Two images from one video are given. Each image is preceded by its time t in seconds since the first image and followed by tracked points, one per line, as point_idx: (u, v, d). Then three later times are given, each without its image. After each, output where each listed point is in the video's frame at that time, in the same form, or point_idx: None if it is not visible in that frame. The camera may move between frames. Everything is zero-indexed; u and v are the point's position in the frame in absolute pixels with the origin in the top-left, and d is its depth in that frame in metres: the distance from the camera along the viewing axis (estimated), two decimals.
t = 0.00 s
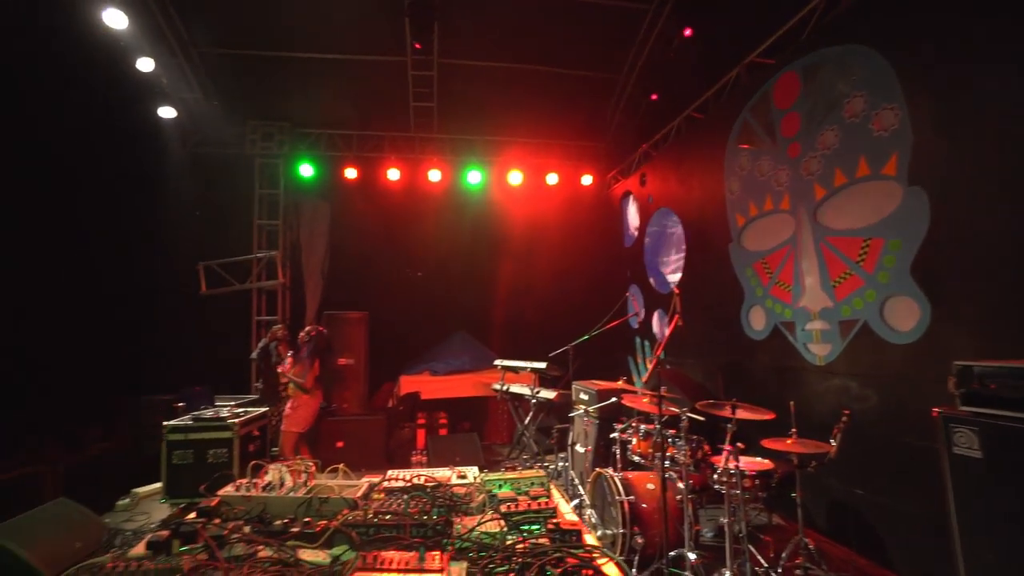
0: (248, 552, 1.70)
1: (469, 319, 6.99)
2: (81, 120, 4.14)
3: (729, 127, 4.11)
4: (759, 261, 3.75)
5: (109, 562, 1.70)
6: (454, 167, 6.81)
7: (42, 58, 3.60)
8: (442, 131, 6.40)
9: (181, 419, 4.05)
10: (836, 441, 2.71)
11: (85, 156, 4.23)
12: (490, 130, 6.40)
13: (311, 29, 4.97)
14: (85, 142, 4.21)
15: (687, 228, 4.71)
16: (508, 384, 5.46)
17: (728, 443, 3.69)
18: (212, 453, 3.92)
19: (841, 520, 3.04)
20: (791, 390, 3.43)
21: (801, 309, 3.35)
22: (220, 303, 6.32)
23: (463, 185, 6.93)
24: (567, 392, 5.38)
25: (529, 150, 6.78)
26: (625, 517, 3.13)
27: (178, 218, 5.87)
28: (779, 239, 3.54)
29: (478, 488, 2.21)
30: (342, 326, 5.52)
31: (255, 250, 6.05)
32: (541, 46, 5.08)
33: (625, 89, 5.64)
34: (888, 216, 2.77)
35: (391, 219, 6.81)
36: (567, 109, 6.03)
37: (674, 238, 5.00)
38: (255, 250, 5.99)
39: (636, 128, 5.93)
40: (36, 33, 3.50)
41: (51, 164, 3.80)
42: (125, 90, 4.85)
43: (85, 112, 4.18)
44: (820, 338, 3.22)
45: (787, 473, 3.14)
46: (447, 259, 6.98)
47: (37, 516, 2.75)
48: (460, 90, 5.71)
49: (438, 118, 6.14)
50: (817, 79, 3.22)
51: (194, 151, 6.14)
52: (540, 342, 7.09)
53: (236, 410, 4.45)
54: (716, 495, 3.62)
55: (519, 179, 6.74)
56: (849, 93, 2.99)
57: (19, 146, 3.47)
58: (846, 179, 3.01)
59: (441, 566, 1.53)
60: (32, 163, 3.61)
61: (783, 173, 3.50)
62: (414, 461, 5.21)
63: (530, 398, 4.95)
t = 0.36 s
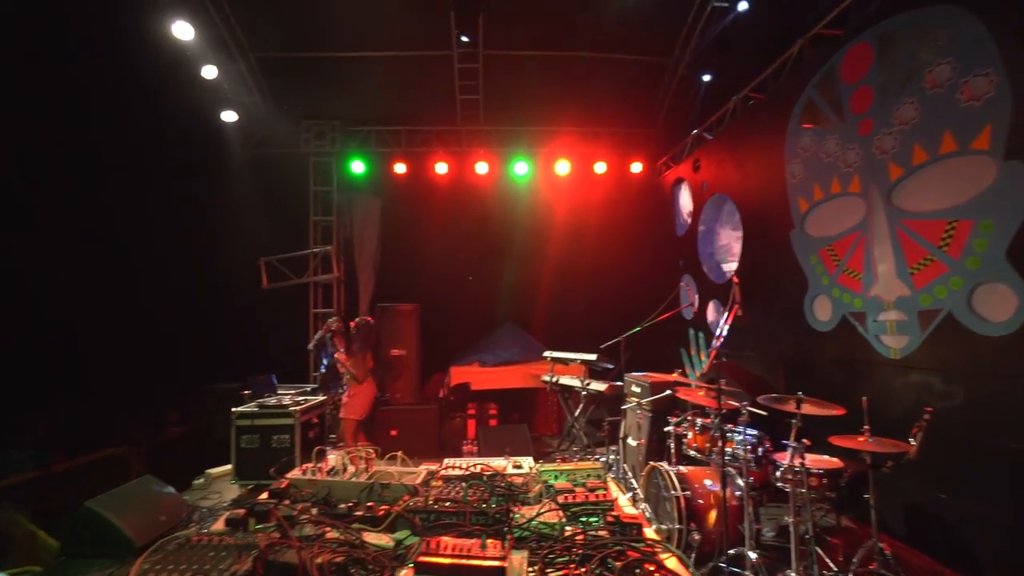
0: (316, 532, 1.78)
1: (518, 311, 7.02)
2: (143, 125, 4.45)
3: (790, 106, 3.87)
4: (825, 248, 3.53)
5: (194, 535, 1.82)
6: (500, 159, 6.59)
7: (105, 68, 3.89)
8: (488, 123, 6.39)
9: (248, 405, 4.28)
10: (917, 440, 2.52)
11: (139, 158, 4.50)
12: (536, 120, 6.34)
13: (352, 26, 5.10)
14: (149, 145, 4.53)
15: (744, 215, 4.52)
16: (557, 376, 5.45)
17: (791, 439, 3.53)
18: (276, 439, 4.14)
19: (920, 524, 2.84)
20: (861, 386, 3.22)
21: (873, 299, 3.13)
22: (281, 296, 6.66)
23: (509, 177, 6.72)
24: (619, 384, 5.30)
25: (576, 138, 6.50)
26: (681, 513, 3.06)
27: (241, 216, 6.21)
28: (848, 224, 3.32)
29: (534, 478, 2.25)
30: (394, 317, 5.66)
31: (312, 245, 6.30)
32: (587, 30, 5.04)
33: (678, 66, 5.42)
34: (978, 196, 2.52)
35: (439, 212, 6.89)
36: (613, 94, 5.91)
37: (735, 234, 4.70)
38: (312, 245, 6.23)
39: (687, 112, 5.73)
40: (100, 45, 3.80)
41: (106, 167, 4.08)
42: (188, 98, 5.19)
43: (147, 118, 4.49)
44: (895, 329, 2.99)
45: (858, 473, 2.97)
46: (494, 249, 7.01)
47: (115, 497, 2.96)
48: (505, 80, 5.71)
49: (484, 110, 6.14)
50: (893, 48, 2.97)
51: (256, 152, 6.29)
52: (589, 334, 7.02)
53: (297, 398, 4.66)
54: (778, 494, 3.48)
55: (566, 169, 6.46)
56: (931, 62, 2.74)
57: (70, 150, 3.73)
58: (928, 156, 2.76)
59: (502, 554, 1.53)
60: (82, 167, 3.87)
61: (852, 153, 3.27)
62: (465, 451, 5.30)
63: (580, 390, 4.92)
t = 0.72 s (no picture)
0: (373, 518, 1.82)
1: (561, 304, 6.97)
2: (175, 125, 4.72)
3: (853, 84, 3.62)
4: (892, 236, 3.30)
5: (260, 518, 1.90)
6: (543, 150, 6.48)
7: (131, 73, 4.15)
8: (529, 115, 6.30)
9: (302, 396, 4.46)
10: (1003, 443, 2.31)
11: (174, 157, 4.73)
12: (578, 110, 6.23)
13: (390, 23, 5.19)
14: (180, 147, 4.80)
15: (800, 202, 4.30)
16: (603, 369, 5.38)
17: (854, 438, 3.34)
18: (328, 428, 4.29)
19: (1004, 532, 2.63)
20: (936, 382, 3.00)
21: (949, 289, 2.90)
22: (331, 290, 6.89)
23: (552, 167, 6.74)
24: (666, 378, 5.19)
25: (620, 127, 6.34)
26: (735, 511, 2.94)
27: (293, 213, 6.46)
28: (921, 208, 3.09)
29: (586, 471, 2.25)
30: (439, 311, 5.74)
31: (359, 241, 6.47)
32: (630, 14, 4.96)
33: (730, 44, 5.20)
34: None
35: (481, 207, 6.91)
36: (653, 80, 5.77)
37: (790, 228, 4.50)
38: (359, 241, 6.40)
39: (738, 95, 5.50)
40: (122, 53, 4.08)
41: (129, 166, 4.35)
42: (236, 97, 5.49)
43: (180, 120, 4.72)
44: (976, 322, 2.76)
45: (932, 475, 2.78)
46: (537, 241, 6.98)
47: (183, 479, 3.15)
48: (547, 70, 5.67)
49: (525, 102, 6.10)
50: (973, 14, 2.72)
51: (305, 152, 6.49)
52: (634, 327, 6.89)
53: (347, 389, 4.82)
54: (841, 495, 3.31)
55: (610, 159, 6.30)
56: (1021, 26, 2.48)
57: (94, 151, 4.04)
58: (1015, 131, 2.52)
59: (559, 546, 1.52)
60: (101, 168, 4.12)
61: (925, 131, 3.03)
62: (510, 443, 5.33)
63: (627, 383, 4.85)
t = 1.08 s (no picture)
0: (433, 508, 1.84)
1: (610, 298, 6.87)
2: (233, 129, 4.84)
3: (932, 57, 3.33)
4: (982, 220, 3.00)
5: (324, 503, 1.95)
6: (590, 141, 6.41)
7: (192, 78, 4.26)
8: (575, 106, 6.18)
9: (357, 388, 4.61)
10: None
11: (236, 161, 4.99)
12: (626, 99, 6.05)
13: (437, 21, 5.25)
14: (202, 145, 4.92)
15: (869, 186, 4.03)
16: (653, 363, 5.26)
17: (933, 440, 3.12)
18: (381, 420, 4.41)
19: None
20: None
21: None
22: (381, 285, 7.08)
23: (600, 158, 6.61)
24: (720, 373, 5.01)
25: (670, 115, 6.16)
26: (799, 514, 2.76)
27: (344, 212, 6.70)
28: (1015, 189, 2.79)
29: (644, 467, 2.22)
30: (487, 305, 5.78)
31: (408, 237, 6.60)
32: None
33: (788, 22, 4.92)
34: None
35: (528, 201, 6.89)
36: (704, 65, 5.56)
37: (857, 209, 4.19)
38: (408, 237, 6.52)
39: (797, 76, 5.22)
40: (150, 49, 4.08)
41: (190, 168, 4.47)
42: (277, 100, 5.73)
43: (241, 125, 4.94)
44: None
45: None
46: (583, 235, 6.89)
47: (250, 464, 3.33)
48: (594, 60, 5.57)
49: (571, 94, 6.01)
50: None
51: (355, 152, 6.55)
52: (685, 321, 6.70)
53: (400, 381, 4.95)
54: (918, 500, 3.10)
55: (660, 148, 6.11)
56: None
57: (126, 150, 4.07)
58: None
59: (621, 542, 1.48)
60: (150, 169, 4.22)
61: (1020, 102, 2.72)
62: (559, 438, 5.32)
63: (679, 378, 4.72)
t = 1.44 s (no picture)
0: (483, 499, 1.86)
1: (652, 291, 6.71)
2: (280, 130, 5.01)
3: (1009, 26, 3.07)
4: None
5: (377, 492, 1.99)
6: (631, 131, 6.30)
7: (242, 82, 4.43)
8: (615, 96, 6.06)
9: (401, 381, 4.71)
10: None
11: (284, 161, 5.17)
12: (667, 86, 5.88)
13: (473, 15, 5.25)
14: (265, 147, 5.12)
15: (936, 170, 3.77)
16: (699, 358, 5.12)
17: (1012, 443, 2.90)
18: (425, 412, 4.48)
19: None
20: None
21: None
22: (422, 280, 7.19)
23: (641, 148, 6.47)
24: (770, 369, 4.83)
25: (714, 102, 5.97)
26: (858, 516, 2.58)
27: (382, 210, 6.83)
28: None
29: (695, 463, 2.16)
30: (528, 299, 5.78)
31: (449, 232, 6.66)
32: None
33: None
34: None
35: (568, 195, 6.85)
36: (750, 48, 5.35)
37: (925, 193, 3.89)
38: (448, 232, 6.58)
39: (853, 55, 4.92)
40: (211, 50, 4.17)
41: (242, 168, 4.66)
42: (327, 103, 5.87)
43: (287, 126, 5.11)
44: None
45: None
46: (625, 228, 6.77)
47: (301, 454, 3.45)
48: (633, 47, 5.44)
49: (610, 83, 5.88)
50: None
51: (395, 148, 6.81)
52: (731, 314, 6.48)
53: (442, 374, 5.03)
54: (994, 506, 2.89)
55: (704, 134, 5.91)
56: None
57: (181, 135, 4.05)
58: None
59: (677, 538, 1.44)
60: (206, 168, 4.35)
61: None
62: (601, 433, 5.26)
63: (725, 373, 4.58)
